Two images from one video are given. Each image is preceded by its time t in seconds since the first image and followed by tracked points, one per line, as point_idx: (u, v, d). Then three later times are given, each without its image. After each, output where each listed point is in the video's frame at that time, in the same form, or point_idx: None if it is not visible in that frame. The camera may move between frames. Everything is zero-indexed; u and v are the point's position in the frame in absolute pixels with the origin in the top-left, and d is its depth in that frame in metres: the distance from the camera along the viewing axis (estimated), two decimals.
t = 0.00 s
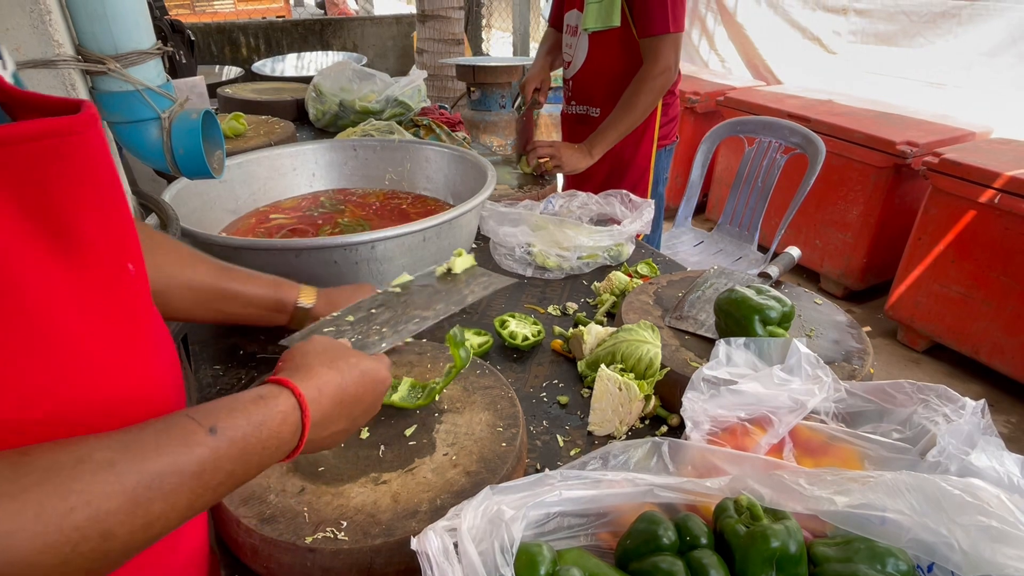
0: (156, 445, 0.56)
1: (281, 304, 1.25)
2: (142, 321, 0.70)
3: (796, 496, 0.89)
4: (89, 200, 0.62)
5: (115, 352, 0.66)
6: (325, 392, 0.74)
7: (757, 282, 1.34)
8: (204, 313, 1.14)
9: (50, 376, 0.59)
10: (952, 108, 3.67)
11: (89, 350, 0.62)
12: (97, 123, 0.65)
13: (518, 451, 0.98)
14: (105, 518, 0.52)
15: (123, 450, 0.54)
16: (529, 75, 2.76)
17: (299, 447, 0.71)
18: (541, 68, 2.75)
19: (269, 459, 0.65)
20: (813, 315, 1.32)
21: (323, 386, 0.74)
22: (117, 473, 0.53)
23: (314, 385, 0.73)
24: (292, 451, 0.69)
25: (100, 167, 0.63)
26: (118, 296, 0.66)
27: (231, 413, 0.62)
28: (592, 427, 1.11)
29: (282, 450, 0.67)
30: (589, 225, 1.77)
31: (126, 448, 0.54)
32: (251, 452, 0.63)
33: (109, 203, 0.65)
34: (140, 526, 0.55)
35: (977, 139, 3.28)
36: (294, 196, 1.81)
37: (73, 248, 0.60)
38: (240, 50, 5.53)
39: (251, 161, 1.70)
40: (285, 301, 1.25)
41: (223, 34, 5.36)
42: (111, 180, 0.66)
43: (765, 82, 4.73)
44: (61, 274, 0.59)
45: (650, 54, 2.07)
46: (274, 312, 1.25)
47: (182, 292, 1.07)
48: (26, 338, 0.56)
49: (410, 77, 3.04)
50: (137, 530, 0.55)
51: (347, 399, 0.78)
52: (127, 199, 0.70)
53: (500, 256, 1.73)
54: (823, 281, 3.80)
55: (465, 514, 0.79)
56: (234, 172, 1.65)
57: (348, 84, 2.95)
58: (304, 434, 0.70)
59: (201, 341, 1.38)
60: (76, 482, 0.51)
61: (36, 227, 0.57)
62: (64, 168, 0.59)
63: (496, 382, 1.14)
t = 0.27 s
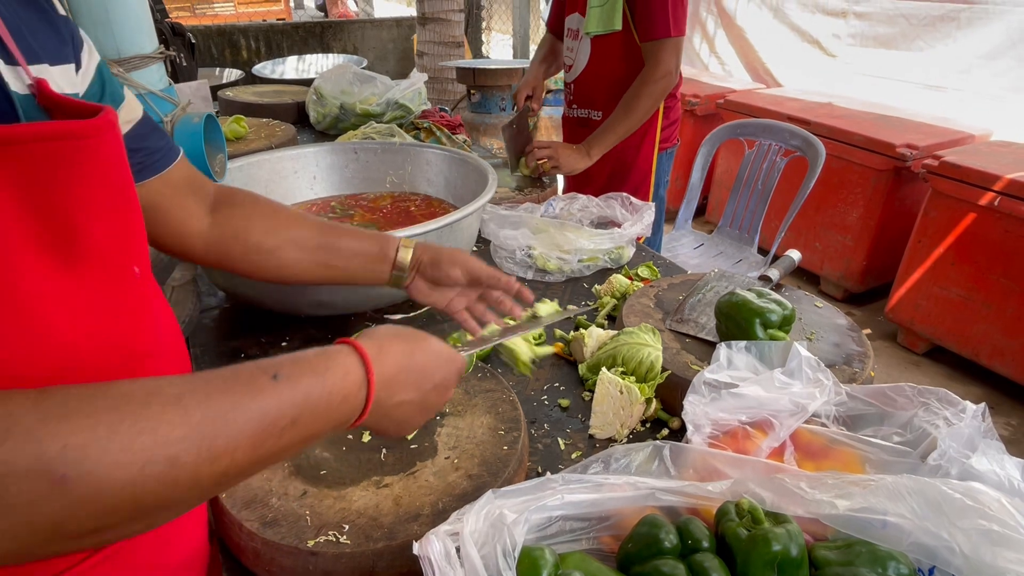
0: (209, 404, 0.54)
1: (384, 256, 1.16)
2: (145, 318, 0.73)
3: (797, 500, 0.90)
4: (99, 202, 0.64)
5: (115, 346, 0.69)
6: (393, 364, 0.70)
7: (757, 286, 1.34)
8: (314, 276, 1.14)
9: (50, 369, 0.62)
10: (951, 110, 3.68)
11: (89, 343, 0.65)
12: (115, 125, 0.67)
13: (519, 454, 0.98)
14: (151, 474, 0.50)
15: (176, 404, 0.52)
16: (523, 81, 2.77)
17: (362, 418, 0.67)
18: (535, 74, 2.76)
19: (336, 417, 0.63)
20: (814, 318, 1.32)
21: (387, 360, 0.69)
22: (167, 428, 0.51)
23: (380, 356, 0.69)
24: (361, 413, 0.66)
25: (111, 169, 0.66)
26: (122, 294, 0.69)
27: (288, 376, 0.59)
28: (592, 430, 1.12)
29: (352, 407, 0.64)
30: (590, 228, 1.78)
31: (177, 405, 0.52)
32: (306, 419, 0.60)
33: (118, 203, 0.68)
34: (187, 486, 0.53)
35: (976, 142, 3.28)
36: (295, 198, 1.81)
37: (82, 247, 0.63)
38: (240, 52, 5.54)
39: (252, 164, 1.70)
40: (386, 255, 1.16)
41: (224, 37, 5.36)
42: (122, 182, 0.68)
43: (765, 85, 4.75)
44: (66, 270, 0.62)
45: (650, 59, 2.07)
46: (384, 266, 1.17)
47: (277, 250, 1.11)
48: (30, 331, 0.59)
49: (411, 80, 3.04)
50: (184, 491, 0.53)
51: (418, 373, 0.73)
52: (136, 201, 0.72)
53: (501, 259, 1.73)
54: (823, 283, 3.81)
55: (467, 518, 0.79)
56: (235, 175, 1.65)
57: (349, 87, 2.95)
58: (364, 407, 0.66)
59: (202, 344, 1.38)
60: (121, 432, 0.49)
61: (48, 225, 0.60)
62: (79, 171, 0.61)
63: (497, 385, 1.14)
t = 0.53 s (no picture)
0: (181, 389, 0.52)
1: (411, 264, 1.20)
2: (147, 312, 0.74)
3: (798, 501, 0.90)
4: (94, 195, 0.65)
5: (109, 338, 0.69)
6: (379, 332, 0.69)
7: (757, 288, 1.34)
8: (334, 268, 1.19)
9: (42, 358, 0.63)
10: (950, 112, 3.69)
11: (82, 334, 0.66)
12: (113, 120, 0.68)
13: (519, 456, 0.98)
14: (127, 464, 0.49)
15: (148, 388, 0.51)
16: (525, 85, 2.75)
17: (348, 388, 0.66)
18: (541, 77, 2.75)
19: (321, 382, 0.62)
20: (814, 320, 1.32)
21: (374, 328, 0.69)
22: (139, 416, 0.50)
23: (367, 326, 0.68)
24: (351, 375, 0.65)
25: (107, 164, 0.67)
26: (119, 287, 0.69)
27: (267, 352, 0.58)
28: (592, 432, 1.12)
29: (338, 368, 0.63)
30: (589, 230, 1.78)
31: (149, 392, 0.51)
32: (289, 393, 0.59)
33: (117, 197, 0.68)
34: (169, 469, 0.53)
35: (975, 143, 3.29)
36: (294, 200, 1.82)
37: (70, 239, 0.63)
38: (240, 54, 5.54)
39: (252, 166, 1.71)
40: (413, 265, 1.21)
41: (224, 39, 5.37)
42: (120, 177, 0.69)
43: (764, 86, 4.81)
44: (53, 261, 0.63)
45: (642, 59, 2.08)
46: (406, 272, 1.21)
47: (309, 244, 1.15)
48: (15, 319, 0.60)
49: (410, 82, 3.05)
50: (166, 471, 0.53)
51: (409, 340, 0.72)
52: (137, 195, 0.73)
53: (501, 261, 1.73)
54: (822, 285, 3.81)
55: (467, 520, 0.80)
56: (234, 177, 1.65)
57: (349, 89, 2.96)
58: (351, 376, 0.65)
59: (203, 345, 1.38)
60: (91, 423, 0.48)
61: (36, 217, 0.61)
62: (68, 163, 0.62)
63: (497, 386, 1.14)
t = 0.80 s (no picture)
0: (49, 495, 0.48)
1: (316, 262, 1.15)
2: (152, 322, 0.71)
3: (797, 502, 0.90)
4: (84, 195, 0.65)
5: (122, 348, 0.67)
6: (279, 416, 0.62)
7: (756, 289, 1.35)
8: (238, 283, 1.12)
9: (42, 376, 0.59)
10: (949, 114, 3.70)
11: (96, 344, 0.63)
12: (96, 121, 0.69)
13: (519, 456, 0.98)
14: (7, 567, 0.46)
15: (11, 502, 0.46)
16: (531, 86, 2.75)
17: (245, 479, 0.59)
18: (547, 77, 2.75)
19: (205, 480, 0.55)
20: (813, 321, 1.32)
21: (272, 410, 0.61)
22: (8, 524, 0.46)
23: (260, 407, 0.61)
24: (246, 463, 0.58)
25: (94, 165, 0.66)
26: (123, 293, 0.67)
27: (137, 455, 0.52)
28: (593, 433, 1.12)
29: (226, 461, 0.57)
30: (589, 231, 1.78)
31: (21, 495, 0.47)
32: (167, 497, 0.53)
33: (108, 199, 0.68)
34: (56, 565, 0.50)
35: (974, 145, 3.30)
36: (295, 202, 1.82)
37: (67, 241, 0.62)
38: (240, 56, 5.53)
39: (253, 167, 1.71)
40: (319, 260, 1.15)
41: (224, 40, 5.37)
42: (108, 179, 0.69)
43: (763, 88, 4.80)
44: (56, 266, 0.61)
45: (646, 60, 2.08)
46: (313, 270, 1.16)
47: (207, 264, 1.05)
48: (28, 326, 0.57)
49: (410, 84, 3.05)
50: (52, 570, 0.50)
51: (319, 411, 0.64)
52: (129, 199, 0.72)
53: (500, 262, 1.73)
54: (822, 286, 3.81)
55: (467, 520, 0.80)
56: (235, 179, 1.66)
57: (349, 90, 2.96)
58: (245, 468, 0.59)
59: (204, 346, 1.38)
60: None
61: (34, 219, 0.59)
62: (55, 166, 0.61)
63: (497, 387, 1.14)
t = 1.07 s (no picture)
0: (99, 506, 0.49)
1: (230, 307, 1.07)
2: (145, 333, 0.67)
3: (797, 502, 0.90)
4: (69, 203, 0.58)
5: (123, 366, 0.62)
6: (275, 410, 0.66)
7: (756, 290, 1.35)
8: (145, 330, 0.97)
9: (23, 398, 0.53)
10: (947, 115, 3.71)
11: (96, 364, 0.59)
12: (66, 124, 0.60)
13: (520, 457, 0.99)
14: None
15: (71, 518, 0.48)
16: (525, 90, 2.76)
17: (269, 470, 0.63)
18: (542, 81, 2.76)
19: (240, 478, 0.59)
20: (812, 321, 1.33)
21: (271, 408, 0.66)
22: (73, 535, 0.47)
23: (256, 404, 0.65)
24: (269, 458, 0.63)
25: (72, 169, 0.59)
26: (119, 307, 0.63)
27: (171, 462, 0.54)
28: (593, 433, 1.13)
29: (253, 457, 0.61)
30: (589, 232, 1.78)
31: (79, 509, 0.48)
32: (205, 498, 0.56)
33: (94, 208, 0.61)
34: None
35: (972, 146, 3.30)
36: (295, 203, 1.82)
37: (60, 253, 0.56)
38: (240, 58, 5.54)
39: (252, 169, 1.72)
40: (234, 302, 1.08)
41: (224, 42, 5.36)
42: (87, 184, 0.62)
43: (762, 89, 4.81)
44: (52, 285, 0.55)
45: (642, 61, 2.09)
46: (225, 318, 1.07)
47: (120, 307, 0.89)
48: (29, 354, 0.53)
49: (410, 85, 3.06)
50: None
51: (305, 402, 0.70)
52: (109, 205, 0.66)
53: (500, 263, 1.74)
54: (821, 287, 3.82)
55: (468, 520, 0.80)
56: (235, 181, 1.66)
57: (349, 92, 2.97)
58: (268, 459, 0.62)
59: (204, 347, 1.38)
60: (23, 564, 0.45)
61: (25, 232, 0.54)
62: (33, 169, 0.55)
63: (498, 388, 1.14)
